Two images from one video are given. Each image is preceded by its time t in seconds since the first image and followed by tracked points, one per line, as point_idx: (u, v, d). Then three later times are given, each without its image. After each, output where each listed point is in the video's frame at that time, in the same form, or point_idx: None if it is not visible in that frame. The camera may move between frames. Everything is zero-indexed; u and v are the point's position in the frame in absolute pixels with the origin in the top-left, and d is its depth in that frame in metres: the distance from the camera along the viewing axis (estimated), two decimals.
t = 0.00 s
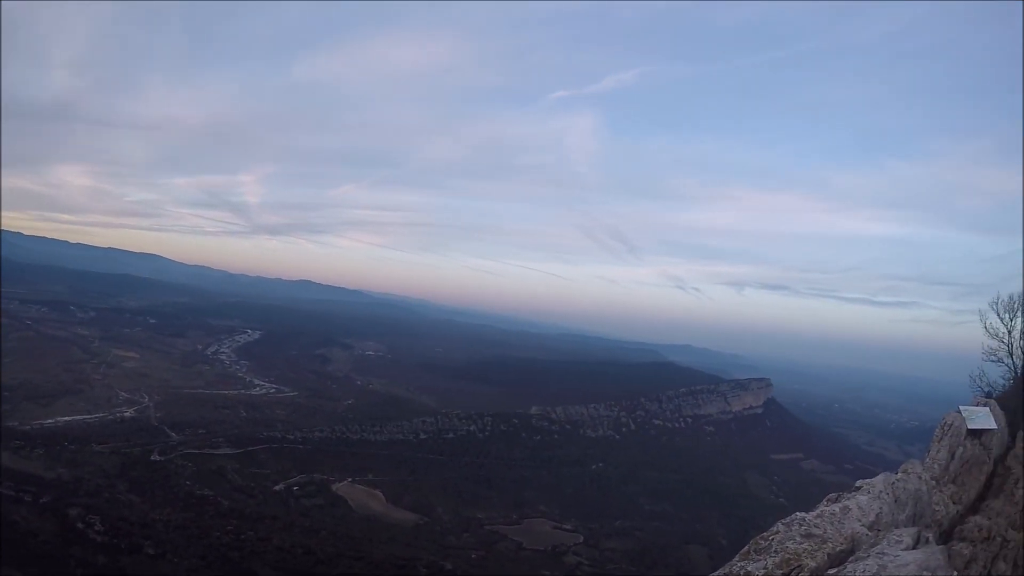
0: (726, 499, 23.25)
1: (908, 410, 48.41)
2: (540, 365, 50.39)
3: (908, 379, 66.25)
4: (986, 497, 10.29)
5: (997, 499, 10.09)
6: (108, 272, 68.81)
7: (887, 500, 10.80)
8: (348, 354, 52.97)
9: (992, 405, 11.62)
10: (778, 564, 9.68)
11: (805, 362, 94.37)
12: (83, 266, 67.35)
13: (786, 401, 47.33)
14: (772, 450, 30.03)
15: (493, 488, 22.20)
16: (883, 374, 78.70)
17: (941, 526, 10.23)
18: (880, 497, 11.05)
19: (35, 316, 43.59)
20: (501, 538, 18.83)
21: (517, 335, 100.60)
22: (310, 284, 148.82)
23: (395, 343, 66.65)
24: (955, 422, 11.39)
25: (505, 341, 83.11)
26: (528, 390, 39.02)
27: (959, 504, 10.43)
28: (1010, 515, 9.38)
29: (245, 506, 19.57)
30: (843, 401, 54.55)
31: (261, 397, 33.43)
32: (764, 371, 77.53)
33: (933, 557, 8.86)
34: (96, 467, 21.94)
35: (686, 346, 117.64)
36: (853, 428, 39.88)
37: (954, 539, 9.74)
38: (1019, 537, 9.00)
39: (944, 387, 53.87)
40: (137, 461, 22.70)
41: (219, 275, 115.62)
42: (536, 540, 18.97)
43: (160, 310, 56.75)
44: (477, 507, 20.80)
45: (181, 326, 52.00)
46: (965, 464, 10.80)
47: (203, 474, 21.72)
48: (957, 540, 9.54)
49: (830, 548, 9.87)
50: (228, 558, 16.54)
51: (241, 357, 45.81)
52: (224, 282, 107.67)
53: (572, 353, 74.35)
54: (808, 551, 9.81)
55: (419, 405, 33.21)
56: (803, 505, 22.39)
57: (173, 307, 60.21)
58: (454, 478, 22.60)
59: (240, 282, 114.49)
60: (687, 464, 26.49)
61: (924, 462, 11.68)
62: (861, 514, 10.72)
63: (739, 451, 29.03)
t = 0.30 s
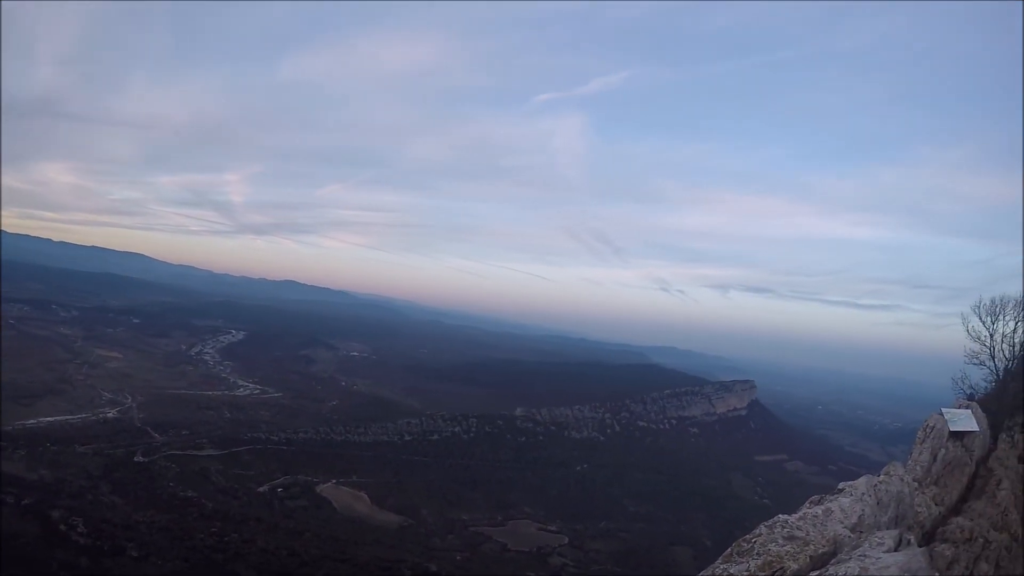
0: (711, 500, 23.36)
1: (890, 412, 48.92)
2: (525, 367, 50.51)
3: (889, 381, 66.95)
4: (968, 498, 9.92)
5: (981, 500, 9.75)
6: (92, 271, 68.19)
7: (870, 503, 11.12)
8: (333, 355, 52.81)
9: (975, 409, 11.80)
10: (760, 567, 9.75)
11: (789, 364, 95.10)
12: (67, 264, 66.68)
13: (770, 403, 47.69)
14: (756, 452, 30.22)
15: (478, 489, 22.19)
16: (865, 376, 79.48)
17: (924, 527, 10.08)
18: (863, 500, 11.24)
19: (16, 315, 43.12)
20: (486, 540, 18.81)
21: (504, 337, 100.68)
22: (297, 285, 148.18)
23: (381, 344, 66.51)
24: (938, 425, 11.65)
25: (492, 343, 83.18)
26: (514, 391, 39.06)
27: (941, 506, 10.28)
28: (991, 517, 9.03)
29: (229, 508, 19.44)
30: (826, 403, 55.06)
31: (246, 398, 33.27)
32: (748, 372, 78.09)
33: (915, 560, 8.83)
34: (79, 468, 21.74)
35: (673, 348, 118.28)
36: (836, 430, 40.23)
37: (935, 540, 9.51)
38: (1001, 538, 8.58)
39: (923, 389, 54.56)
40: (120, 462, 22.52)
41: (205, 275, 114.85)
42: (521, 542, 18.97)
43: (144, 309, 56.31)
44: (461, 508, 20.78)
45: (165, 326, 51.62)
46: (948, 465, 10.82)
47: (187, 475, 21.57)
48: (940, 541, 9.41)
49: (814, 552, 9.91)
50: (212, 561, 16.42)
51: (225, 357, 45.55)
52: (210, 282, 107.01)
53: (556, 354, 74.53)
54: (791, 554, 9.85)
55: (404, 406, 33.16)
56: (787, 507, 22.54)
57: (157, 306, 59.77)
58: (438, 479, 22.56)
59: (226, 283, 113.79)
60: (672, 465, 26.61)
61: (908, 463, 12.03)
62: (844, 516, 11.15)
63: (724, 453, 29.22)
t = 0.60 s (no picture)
0: (696, 502, 23.48)
1: (873, 414, 49.36)
2: (510, 368, 50.57)
3: (871, 383, 67.66)
4: (951, 501, 10.40)
5: (963, 502, 10.12)
6: (75, 270, 67.58)
7: (852, 505, 10.73)
8: (318, 356, 52.64)
9: (957, 410, 11.97)
10: (742, 570, 9.62)
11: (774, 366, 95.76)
12: (50, 263, 66.00)
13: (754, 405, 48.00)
14: (740, 454, 30.40)
15: (462, 491, 22.19)
16: (847, 378, 80.27)
17: (907, 527, 10.30)
18: (845, 502, 10.80)
19: None
20: (471, 541, 18.82)
21: (492, 338, 100.72)
22: (284, 286, 147.52)
23: (368, 345, 66.38)
24: (921, 426, 11.53)
25: (478, 345, 83.25)
26: (499, 392, 39.10)
27: (924, 507, 10.58)
28: (974, 517, 9.62)
29: (213, 510, 19.32)
30: (810, 405, 55.50)
31: (230, 400, 33.09)
32: (733, 375, 78.59)
33: (896, 562, 8.66)
34: (61, 470, 21.49)
35: (660, 350, 118.78)
36: (820, 431, 40.53)
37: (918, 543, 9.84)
38: (982, 539, 9.36)
39: (904, 391, 55.16)
40: (103, 464, 22.33)
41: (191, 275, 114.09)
42: (506, 543, 18.98)
43: (128, 309, 55.89)
44: (446, 510, 20.77)
45: (149, 326, 51.25)
46: (930, 467, 10.97)
47: (170, 477, 21.41)
48: (922, 541, 9.60)
49: (795, 554, 9.73)
50: (195, 563, 16.29)
51: (209, 358, 45.30)
52: (196, 282, 106.32)
53: (542, 357, 74.73)
54: (773, 557, 9.72)
55: (388, 407, 33.11)
56: (771, 508, 22.68)
57: (141, 306, 59.32)
58: (423, 481, 22.54)
59: (211, 283, 113.11)
60: (657, 467, 26.70)
61: (889, 466, 11.70)
62: (825, 518, 10.53)
63: (709, 455, 29.38)
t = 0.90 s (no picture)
0: (681, 504, 23.61)
1: (856, 417, 49.80)
2: (495, 372, 50.62)
3: (853, 386, 68.17)
4: (934, 503, 10.79)
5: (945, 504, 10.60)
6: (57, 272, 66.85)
7: (835, 507, 9.97)
8: (302, 360, 52.47)
9: (939, 414, 12.05)
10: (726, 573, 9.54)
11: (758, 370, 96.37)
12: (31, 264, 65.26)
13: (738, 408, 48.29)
14: (725, 457, 30.55)
15: (448, 495, 22.16)
16: (831, 381, 80.82)
17: (890, 531, 10.41)
18: (828, 505, 9.93)
19: None
20: (457, 545, 18.79)
21: (478, 342, 100.68)
22: (270, 289, 146.69)
23: (353, 349, 66.19)
24: (904, 430, 11.45)
25: (465, 348, 83.22)
26: (484, 396, 39.10)
27: (907, 510, 10.68)
28: (958, 519, 10.05)
29: (198, 515, 19.19)
30: (793, 408, 55.91)
31: (213, 403, 32.89)
32: (718, 379, 78.99)
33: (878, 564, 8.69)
34: (41, 472, 21.11)
35: (646, 354, 119.24)
36: (804, 434, 40.84)
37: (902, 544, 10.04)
38: (965, 540, 9.73)
39: (886, 394, 55.62)
40: (85, 468, 22.09)
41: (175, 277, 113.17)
42: (491, 547, 18.99)
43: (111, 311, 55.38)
44: (431, 514, 20.75)
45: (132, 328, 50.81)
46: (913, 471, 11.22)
47: (153, 481, 21.25)
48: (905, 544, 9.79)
49: (779, 559, 8.62)
50: (179, 569, 16.16)
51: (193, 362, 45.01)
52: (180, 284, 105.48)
53: (528, 360, 74.88)
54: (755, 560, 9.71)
55: (373, 411, 33.02)
56: (756, 510, 22.80)
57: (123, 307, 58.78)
58: (407, 484, 22.52)
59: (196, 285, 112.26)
60: (642, 470, 26.81)
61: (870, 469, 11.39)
62: (807, 522, 9.59)
63: (694, 458, 29.53)
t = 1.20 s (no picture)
0: (668, 508, 23.69)
1: (841, 420, 50.17)
2: (481, 376, 50.66)
3: (838, 390, 68.60)
4: (919, 506, 10.88)
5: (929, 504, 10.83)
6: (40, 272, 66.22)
7: (820, 512, 9.99)
8: (288, 364, 52.29)
9: (923, 418, 12.11)
10: None
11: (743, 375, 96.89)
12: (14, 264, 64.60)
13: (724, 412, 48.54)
14: (711, 461, 30.67)
15: (434, 499, 22.14)
16: (816, 386, 81.31)
17: (875, 534, 10.42)
18: (812, 509, 9.95)
19: None
20: (443, 550, 18.77)
21: (466, 346, 100.65)
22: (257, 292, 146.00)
23: (340, 352, 66.00)
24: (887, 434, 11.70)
25: (452, 352, 83.17)
26: (470, 400, 39.09)
27: (892, 514, 10.73)
28: (942, 523, 10.19)
29: (183, 519, 19.07)
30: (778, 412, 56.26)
31: (199, 406, 32.73)
32: (703, 383, 79.39)
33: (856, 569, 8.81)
34: (25, 476, 20.94)
35: (633, 359, 119.60)
36: (790, 438, 41.09)
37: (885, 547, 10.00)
38: (949, 544, 9.91)
39: (871, 398, 56.03)
40: (69, 471, 21.89)
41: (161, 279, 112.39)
42: (477, 551, 18.98)
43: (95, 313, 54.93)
44: (417, 518, 20.74)
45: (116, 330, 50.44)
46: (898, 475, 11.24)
47: (138, 485, 21.10)
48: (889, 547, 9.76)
49: (763, 564, 8.58)
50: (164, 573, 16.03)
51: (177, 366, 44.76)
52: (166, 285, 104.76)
53: (515, 364, 74.95)
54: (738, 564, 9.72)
55: (359, 415, 32.94)
56: (742, 514, 22.91)
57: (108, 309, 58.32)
58: (394, 488, 22.49)
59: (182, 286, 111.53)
60: (629, 474, 26.88)
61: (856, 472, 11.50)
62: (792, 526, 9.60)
63: (681, 462, 29.64)
